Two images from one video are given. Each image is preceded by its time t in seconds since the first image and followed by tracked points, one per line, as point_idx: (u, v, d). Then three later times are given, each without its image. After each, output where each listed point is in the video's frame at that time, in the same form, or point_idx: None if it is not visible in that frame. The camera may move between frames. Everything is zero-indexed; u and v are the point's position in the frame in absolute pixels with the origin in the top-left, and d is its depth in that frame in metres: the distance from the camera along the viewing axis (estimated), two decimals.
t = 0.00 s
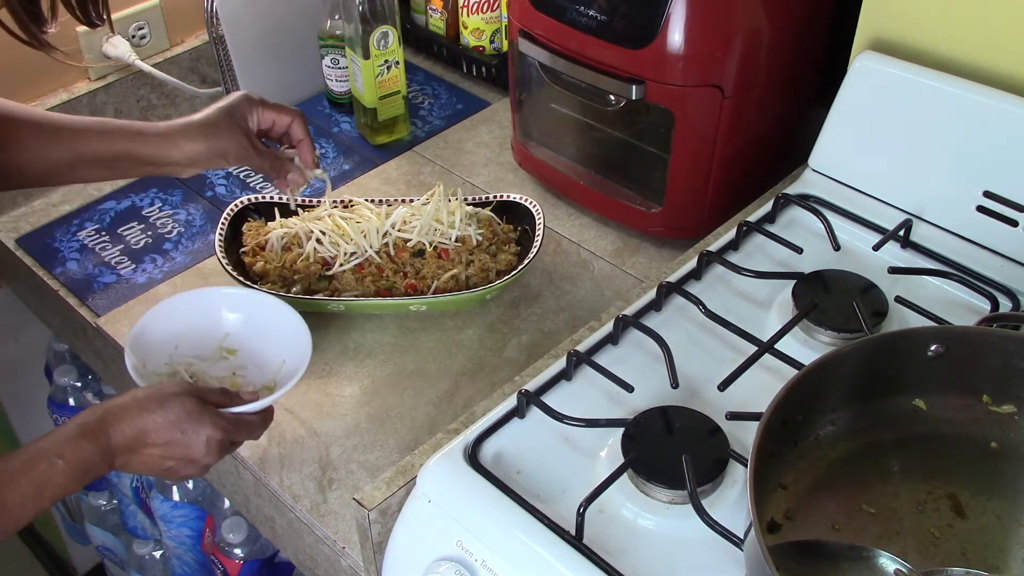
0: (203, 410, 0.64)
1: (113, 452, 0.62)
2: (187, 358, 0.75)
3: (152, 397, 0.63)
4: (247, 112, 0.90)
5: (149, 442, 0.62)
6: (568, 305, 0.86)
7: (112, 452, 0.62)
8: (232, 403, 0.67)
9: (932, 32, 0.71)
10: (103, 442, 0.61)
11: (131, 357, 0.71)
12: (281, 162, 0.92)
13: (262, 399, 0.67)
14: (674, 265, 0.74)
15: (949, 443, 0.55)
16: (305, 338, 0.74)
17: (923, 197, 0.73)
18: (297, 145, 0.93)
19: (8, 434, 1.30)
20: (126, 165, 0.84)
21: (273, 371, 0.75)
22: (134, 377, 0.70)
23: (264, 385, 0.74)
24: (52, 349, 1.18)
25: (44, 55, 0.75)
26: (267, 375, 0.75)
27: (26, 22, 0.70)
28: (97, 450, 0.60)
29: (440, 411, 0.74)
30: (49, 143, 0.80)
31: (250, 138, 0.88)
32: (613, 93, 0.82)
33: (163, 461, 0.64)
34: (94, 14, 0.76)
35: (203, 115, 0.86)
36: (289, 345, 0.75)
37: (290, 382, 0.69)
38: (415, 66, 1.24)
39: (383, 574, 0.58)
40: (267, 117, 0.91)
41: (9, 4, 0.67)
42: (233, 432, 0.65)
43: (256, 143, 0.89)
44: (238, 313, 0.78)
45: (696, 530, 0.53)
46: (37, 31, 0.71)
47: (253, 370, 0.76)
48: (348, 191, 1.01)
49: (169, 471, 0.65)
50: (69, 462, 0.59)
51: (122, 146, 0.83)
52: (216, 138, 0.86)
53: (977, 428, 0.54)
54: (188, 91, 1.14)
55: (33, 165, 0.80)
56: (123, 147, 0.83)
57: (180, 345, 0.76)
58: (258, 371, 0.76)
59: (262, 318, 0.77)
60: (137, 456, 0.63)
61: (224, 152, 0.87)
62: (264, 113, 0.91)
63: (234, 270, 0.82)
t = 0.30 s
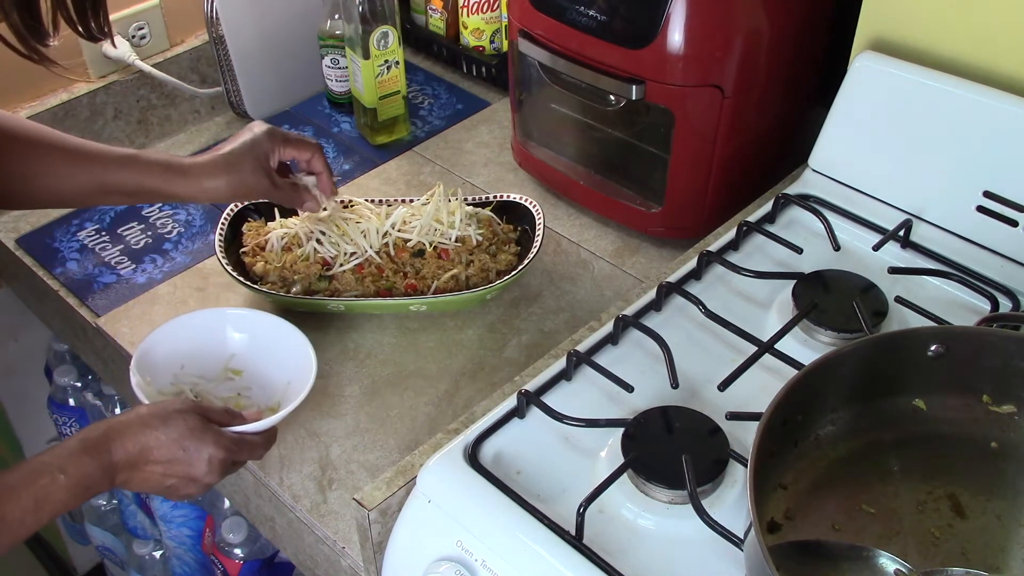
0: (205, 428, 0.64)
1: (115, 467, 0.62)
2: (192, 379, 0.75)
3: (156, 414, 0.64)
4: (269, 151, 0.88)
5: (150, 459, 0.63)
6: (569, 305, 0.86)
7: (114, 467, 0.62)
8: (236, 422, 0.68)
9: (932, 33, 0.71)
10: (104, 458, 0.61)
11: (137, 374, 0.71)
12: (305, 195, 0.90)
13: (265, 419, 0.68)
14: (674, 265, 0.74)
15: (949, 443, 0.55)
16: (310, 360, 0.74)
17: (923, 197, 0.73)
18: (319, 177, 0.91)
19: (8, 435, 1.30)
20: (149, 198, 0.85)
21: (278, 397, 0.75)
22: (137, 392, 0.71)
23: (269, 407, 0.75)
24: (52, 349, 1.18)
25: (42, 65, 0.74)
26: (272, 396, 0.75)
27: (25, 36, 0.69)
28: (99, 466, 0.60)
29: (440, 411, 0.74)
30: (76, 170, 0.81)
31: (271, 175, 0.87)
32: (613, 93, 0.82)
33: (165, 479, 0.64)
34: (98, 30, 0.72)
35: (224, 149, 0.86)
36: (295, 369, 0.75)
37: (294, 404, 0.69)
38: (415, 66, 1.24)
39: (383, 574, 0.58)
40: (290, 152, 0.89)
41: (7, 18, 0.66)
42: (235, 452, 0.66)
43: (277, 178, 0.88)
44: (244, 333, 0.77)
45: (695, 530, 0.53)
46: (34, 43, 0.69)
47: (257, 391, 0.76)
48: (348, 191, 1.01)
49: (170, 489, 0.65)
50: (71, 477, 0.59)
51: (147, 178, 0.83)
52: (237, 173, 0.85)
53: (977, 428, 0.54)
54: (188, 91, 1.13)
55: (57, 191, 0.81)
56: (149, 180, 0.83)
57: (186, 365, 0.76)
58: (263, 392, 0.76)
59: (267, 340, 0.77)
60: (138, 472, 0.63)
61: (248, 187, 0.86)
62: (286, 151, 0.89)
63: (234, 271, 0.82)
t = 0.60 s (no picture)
0: (205, 433, 0.64)
1: (113, 473, 0.62)
2: (192, 383, 0.75)
3: (154, 419, 0.63)
4: (286, 148, 0.90)
5: (149, 465, 0.63)
6: (568, 305, 0.86)
7: (113, 474, 0.62)
8: (235, 427, 0.67)
9: (932, 33, 0.71)
10: (103, 463, 0.61)
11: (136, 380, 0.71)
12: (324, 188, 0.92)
13: (264, 424, 0.67)
14: (674, 265, 0.74)
15: (949, 443, 0.55)
16: (311, 364, 0.73)
17: (923, 197, 0.73)
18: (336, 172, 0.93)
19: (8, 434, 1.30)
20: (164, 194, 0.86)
21: (277, 402, 0.75)
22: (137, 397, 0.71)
23: (269, 411, 0.75)
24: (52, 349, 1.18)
25: (44, 77, 0.72)
26: (272, 401, 0.75)
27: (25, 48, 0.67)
28: (97, 471, 0.60)
29: (440, 411, 0.74)
30: (91, 167, 0.82)
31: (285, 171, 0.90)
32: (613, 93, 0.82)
33: (163, 484, 0.64)
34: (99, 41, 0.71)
35: (240, 147, 0.88)
36: (295, 374, 0.75)
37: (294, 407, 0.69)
38: (415, 66, 1.24)
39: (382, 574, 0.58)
40: (306, 149, 0.91)
41: (7, 31, 0.64)
42: (234, 457, 0.65)
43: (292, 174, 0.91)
44: (243, 337, 0.77)
45: (695, 531, 0.53)
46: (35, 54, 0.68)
47: (258, 395, 0.76)
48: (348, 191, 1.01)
49: (169, 494, 0.65)
50: (69, 483, 0.59)
51: (163, 174, 0.85)
52: (253, 170, 0.88)
53: (977, 428, 0.54)
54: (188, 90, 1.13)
55: (70, 188, 0.82)
56: (165, 176, 0.85)
57: (185, 370, 0.76)
58: (263, 397, 0.76)
59: (267, 344, 0.77)
60: (136, 478, 0.63)
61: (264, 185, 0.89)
62: (303, 148, 0.91)
63: (234, 271, 0.82)
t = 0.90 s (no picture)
0: (208, 437, 0.63)
1: (117, 476, 0.62)
2: (195, 387, 0.75)
3: (157, 422, 0.63)
4: (304, 147, 0.90)
5: (153, 469, 0.63)
6: (568, 305, 0.86)
7: (116, 477, 0.62)
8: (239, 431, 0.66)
9: (932, 33, 0.71)
10: (108, 467, 0.61)
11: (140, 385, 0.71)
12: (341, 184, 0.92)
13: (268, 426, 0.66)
14: (674, 265, 0.74)
15: (949, 443, 0.55)
16: (314, 368, 0.73)
17: (923, 197, 0.73)
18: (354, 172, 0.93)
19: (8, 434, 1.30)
20: (181, 187, 0.89)
21: (279, 408, 0.75)
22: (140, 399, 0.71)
23: (272, 414, 0.75)
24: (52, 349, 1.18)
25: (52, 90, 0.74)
26: (275, 404, 0.76)
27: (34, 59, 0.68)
28: (101, 475, 0.61)
29: (440, 411, 0.74)
30: (112, 162, 0.84)
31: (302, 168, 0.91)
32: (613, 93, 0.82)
33: (166, 487, 0.64)
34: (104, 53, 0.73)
35: (259, 142, 0.89)
36: (298, 378, 0.75)
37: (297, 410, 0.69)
38: (415, 66, 1.24)
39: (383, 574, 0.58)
40: (325, 147, 0.92)
41: (15, 42, 0.65)
42: (237, 461, 0.64)
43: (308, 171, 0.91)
44: (246, 340, 0.77)
45: (695, 531, 0.53)
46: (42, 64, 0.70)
47: (261, 397, 0.76)
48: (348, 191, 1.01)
49: (172, 498, 0.65)
50: (72, 487, 0.59)
51: (181, 168, 0.87)
52: (269, 168, 0.89)
53: (977, 428, 0.54)
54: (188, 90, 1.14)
55: (91, 181, 0.84)
56: (183, 170, 0.87)
57: (189, 373, 0.76)
58: (266, 399, 0.76)
59: (270, 347, 0.77)
60: (140, 481, 0.63)
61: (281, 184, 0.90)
62: (322, 146, 0.91)
63: (234, 271, 0.83)
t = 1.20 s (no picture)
0: (208, 438, 0.64)
1: (119, 477, 0.62)
2: (196, 387, 0.75)
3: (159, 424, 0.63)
4: (327, 146, 0.92)
5: (154, 470, 0.63)
6: (568, 305, 0.86)
7: (118, 477, 0.62)
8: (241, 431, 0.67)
9: (933, 32, 0.71)
10: (109, 467, 0.61)
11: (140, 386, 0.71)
12: (369, 179, 0.93)
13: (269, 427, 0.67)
14: (674, 265, 0.74)
15: (949, 443, 0.55)
16: (314, 370, 0.73)
17: (923, 197, 0.73)
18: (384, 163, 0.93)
19: (8, 434, 1.30)
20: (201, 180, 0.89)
21: (280, 408, 0.75)
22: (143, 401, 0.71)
23: (272, 415, 0.75)
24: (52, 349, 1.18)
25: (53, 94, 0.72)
26: (276, 404, 0.76)
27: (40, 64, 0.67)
28: (102, 475, 0.60)
29: (440, 411, 0.74)
30: (133, 154, 0.84)
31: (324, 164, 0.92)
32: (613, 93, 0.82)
33: (168, 488, 0.64)
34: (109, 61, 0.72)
35: (283, 140, 0.92)
36: (299, 378, 0.75)
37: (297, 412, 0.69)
38: (415, 66, 1.24)
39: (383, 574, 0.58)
40: (350, 143, 0.92)
41: (22, 48, 0.64)
42: (239, 461, 0.65)
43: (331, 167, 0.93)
44: (247, 341, 0.77)
45: (695, 530, 0.53)
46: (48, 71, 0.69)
47: (262, 398, 0.76)
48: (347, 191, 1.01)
49: (172, 499, 0.65)
50: (73, 487, 0.59)
51: (199, 161, 0.87)
52: (292, 164, 0.90)
53: (977, 428, 0.54)
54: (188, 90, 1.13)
55: (112, 174, 0.84)
56: (203, 163, 0.87)
57: (190, 373, 0.76)
58: (267, 400, 0.76)
59: (271, 348, 0.77)
60: (142, 482, 0.63)
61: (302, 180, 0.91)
62: (345, 143, 0.92)
63: (234, 271, 0.83)
